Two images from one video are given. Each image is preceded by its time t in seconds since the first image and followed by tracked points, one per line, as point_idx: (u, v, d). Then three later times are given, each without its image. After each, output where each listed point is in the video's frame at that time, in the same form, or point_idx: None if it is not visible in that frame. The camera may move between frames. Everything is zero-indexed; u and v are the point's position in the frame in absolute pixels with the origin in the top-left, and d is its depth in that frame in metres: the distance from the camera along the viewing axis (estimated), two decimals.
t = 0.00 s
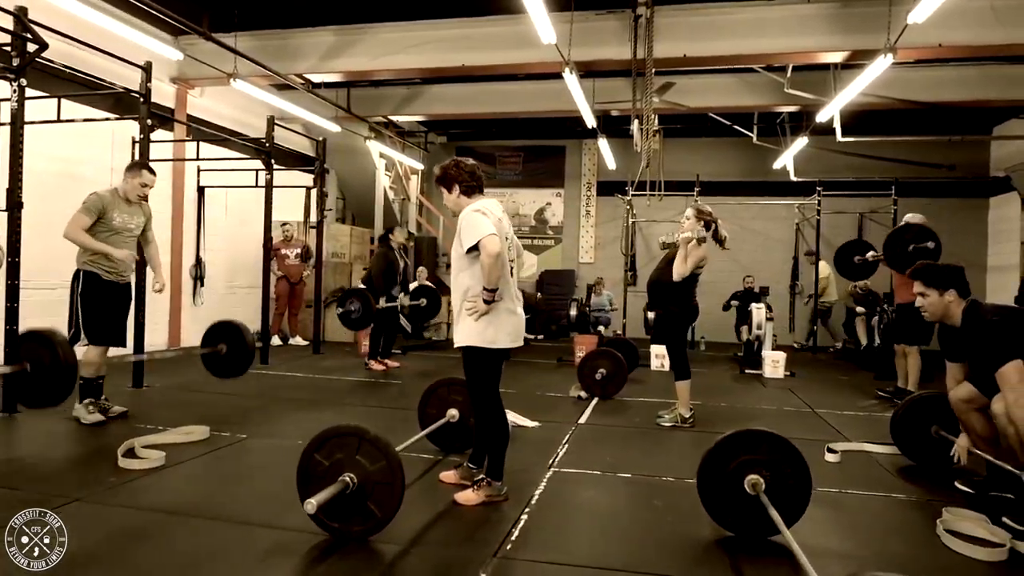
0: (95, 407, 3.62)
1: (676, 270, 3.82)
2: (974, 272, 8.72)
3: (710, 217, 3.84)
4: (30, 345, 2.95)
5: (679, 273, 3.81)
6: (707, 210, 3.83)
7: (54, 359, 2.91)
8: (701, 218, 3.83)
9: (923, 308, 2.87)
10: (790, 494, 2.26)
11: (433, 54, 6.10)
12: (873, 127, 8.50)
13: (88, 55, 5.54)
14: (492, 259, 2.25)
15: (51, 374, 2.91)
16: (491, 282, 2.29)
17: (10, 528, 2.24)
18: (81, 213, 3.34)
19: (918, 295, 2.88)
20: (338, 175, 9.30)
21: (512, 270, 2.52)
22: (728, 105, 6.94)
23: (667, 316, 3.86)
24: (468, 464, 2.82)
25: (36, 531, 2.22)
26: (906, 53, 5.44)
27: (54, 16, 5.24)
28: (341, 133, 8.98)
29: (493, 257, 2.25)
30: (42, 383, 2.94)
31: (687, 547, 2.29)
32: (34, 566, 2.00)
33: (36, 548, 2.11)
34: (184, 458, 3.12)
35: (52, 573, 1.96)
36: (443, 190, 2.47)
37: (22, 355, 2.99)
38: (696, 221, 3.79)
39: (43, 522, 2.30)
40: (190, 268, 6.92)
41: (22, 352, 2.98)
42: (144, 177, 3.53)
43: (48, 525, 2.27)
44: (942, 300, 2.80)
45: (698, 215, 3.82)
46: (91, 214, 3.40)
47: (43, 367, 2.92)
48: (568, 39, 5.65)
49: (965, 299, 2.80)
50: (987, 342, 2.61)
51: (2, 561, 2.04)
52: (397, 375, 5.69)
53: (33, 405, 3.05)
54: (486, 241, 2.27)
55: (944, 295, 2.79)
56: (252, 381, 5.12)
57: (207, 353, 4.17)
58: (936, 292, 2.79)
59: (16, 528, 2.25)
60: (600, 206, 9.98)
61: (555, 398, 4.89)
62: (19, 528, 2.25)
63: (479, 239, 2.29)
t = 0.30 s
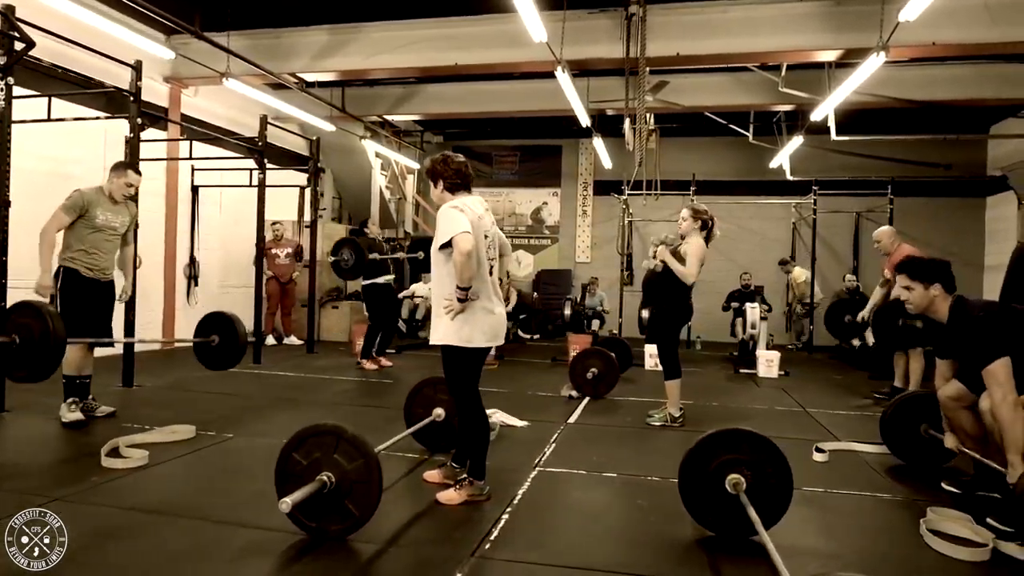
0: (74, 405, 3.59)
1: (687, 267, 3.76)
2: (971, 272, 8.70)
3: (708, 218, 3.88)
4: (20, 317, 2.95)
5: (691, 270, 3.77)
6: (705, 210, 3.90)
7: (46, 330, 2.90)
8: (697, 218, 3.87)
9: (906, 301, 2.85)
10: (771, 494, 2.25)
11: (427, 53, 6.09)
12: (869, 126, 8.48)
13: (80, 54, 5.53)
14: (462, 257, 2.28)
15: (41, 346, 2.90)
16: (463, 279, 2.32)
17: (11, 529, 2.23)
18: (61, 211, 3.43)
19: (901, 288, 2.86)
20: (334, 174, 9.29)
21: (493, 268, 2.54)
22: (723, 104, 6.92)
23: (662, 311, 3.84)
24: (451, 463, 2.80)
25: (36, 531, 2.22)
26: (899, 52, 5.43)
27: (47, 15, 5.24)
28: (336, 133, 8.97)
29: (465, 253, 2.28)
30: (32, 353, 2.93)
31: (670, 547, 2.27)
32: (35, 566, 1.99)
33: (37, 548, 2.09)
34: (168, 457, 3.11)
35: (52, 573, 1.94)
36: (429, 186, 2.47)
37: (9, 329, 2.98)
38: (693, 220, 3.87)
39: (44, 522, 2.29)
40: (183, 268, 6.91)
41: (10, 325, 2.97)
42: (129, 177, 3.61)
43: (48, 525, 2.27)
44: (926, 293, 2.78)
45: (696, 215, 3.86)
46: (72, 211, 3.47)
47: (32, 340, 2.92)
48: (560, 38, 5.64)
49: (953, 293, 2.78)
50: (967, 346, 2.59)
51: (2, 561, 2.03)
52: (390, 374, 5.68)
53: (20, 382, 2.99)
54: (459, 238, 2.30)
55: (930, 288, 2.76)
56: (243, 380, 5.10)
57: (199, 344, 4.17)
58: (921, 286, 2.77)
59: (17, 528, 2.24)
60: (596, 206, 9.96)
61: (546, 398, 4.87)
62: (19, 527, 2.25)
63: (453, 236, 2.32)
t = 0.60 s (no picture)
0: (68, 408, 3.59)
1: (676, 272, 3.71)
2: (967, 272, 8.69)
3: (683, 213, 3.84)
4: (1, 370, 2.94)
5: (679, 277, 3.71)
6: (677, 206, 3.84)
7: (26, 384, 2.91)
8: (670, 218, 3.83)
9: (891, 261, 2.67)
10: (750, 496, 2.24)
11: (419, 53, 6.08)
12: (865, 126, 8.47)
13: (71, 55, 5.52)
14: (438, 258, 2.27)
15: (25, 396, 2.90)
16: (439, 280, 2.31)
17: (10, 528, 2.24)
18: (43, 217, 3.44)
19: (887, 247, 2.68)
20: (329, 174, 9.28)
21: (473, 269, 2.53)
22: (717, 104, 6.91)
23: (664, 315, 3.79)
24: (433, 464, 2.77)
25: (36, 531, 2.22)
26: (892, 52, 5.41)
27: (36, 15, 5.23)
28: (331, 133, 8.96)
29: (440, 255, 2.27)
30: (12, 408, 2.92)
31: (651, 549, 2.26)
32: (34, 566, 2.00)
33: (37, 548, 2.10)
34: (150, 458, 3.11)
35: (52, 573, 1.95)
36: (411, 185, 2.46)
37: None
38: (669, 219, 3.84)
39: (42, 522, 2.30)
40: (177, 267, 6.91)
41: None
42: (111, 177, 3.61)
43: (48, 525, 2.28)
44: (912, 253, 2.61)
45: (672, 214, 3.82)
46: (52, 215, 3.48)
47: (13, 392, 2.92)
48: (551, 38, 5.62)
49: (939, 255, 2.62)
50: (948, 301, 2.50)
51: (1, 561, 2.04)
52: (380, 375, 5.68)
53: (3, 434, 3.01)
54: (434, 238, 2.29)
55: (915, 248, 2.60)
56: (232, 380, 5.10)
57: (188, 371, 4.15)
58: (907, 244, 2.60)
59: (16, 528, 2.25)
60: (592, 207, 9.95)
61: (536, 398, 4.86)
62: (19, 528, 2.26)
63: (428, 237, 2.30)
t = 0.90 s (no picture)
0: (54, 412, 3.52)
1: (660, 281, 3.63)
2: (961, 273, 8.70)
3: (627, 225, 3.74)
4: None
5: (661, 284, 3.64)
6: (616, 223, 3.74)
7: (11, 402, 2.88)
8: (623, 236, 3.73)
9: (941, 158, 2.56)
10: (730, 499, 2.23)
11: (412, 53, 6.07)
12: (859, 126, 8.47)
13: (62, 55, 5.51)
14: (421, 260, 2.24)
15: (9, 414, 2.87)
16: (422, 283, 2.29)
17: (11, 528, 2.26)
18: (29, 220, 3.41)
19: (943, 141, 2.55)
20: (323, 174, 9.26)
21: (455, 270, 2.52)
22: (710, 104, 6.91)
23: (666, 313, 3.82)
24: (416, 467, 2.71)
25: (36, 531, 2.24)
26: (885, 52, 5.40)
27: (25, 14, 5.20)
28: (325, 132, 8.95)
29: (422, 258, 2.25)
30: None
31: (634, 551, 2.25)
32: (34, 566, 2.00)
33: (37, 548, 2.12)
34: (134, 459, 3.10)
35: (54, 573, 1.96)
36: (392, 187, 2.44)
37: None
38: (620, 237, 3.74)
39: (42, 522, 2.32)
40: (169, 268, 6.90)
41: None
42: (91, 175, 3.60)
43: (48, 525, 2.29)
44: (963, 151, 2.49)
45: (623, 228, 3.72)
46: (38, 218, 3.46)
47: None
48: (543, 38, 5.61)
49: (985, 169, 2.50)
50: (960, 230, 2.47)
51: (2, 561, 2.05)
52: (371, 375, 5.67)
53: None
54: (417, 240, 2.26)
55: (970, 148, 2.47)
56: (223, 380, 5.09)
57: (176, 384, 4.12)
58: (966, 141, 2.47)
59: (17, 528, 2.27)
60: (587, 207, 9.94)
61: (526, 398, 4.86)
62: (20, 527, 2.27)
63: (410, 239, 2.28)
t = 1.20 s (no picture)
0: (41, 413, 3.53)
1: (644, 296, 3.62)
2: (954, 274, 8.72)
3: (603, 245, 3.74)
4: None
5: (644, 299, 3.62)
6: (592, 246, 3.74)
7: None
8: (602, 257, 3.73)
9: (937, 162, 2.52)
10: (709, 501, 2.23)
11: (404, 54, 6.07)
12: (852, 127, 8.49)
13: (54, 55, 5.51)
14: (404, 263, 2.21)
15: None
16: (405, 285, 2.26)
17: (11, 528, 2.27)
18: (13, 223, 3.41)
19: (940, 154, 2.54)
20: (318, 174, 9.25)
21: (437, 272, 2.50)
22: (702, 105, 6.92)
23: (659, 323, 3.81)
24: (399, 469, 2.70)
25: (36, 531, 2.25)
26: (876, 53, 5.40)
27: (9, 13, 5.18)
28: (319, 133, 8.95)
29: (405, 260, 2.22)
30: None
31: (617, 554, 2.25)
32: (34, 566, 2.02)
33: (37, 548, 2.13)
34: (119, 460, 3.10)
35: (55, 573, 1.98)
36: (371, 191, 2.42)
37: None
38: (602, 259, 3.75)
39: (43, 522, 2.33)
40: (162, 268, 6.90)
41: None
42: (70, 172, 3.58)
43: (48, 525, 2.31)
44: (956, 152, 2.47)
45: (600, 250, 3.72)
46: (22, 220, 3.45)
47: None
48: (534, 39, 5.61)
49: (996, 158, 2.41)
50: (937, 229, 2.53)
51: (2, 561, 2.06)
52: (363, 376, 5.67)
53: None
54: (400, 242, 2.23)
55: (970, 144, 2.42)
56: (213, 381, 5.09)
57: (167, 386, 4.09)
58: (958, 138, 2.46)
59: (17, 527, 2.28)
60: (582, 207, 9.94)
61: (516, 399, 4.87)
62: (20, 528, 2.29)
63: (393, 241, 2.25)
